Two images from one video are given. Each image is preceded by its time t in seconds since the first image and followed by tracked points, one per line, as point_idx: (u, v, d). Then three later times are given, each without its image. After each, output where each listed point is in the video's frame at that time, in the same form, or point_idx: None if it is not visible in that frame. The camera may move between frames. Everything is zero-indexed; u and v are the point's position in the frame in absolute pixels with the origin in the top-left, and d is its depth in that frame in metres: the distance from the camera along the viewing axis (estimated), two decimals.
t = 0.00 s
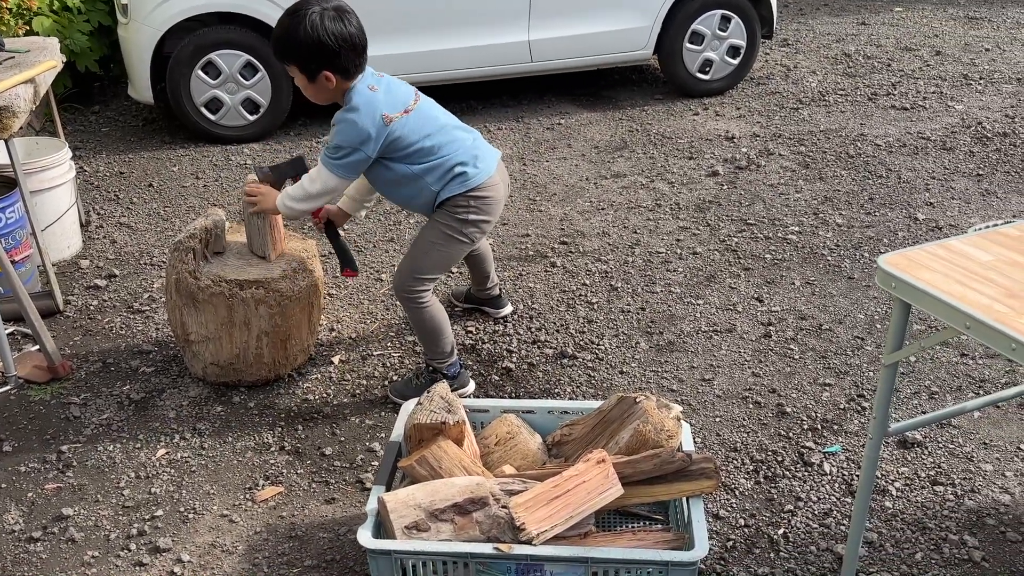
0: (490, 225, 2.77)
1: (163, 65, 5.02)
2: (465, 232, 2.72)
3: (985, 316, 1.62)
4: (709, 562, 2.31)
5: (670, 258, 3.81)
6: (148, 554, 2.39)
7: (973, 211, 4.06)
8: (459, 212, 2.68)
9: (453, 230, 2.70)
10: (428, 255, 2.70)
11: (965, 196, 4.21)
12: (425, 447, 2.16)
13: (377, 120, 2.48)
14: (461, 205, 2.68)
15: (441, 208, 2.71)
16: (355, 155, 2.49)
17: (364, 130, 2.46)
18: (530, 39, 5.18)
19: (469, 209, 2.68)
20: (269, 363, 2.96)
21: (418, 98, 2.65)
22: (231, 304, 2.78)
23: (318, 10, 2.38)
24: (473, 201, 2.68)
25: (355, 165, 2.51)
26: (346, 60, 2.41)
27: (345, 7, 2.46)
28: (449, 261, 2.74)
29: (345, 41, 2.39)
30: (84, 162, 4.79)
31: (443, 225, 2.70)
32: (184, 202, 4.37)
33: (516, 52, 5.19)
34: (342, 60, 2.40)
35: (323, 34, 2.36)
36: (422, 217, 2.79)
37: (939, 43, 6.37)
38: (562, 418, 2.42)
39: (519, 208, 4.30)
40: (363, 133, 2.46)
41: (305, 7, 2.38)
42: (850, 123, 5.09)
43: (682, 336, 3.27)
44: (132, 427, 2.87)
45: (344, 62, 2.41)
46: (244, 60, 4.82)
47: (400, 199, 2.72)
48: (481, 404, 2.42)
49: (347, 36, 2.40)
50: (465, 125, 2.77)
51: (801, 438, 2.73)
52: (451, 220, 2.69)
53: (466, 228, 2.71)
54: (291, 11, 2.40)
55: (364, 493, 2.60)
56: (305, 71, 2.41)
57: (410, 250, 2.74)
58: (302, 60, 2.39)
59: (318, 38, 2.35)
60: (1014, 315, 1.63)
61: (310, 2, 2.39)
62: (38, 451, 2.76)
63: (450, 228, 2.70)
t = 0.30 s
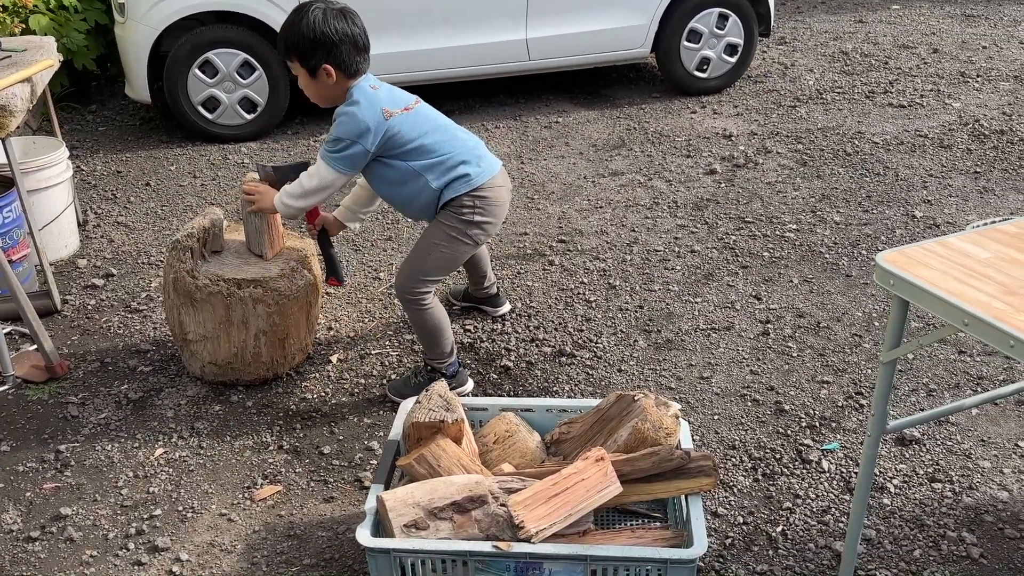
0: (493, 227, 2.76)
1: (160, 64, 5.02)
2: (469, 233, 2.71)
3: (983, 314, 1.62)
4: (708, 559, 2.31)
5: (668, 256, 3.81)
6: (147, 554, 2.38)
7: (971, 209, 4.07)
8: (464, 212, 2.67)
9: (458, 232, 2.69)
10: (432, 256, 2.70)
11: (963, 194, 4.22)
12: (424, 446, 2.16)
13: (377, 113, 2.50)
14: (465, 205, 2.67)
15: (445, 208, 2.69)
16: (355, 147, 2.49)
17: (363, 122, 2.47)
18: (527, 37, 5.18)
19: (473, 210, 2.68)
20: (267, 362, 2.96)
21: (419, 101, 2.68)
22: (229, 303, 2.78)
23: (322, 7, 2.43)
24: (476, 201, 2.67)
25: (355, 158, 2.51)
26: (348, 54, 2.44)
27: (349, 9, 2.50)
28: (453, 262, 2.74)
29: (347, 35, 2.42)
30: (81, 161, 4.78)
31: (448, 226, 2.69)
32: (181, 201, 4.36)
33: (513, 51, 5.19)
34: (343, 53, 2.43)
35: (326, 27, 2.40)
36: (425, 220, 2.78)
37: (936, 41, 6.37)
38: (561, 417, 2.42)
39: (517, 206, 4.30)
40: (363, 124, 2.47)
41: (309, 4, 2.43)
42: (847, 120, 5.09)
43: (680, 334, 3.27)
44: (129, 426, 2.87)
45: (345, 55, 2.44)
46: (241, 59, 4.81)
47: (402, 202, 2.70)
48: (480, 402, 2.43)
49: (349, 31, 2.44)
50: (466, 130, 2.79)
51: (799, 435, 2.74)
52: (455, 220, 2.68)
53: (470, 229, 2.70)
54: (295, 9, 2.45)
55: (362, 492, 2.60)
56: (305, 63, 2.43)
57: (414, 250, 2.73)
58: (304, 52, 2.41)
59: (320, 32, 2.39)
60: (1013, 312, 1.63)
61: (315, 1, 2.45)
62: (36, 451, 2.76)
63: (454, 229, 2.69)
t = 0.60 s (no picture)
0: (494, 231, 2.76)
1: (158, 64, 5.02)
2: (470, 236, 2.71)
3: (978, 314, 1.62)
4: (704, 558, 2.31)
5: (666, 256, 3.82)
6: (144, 554, 2.39)
7: (967, 208, 4.07)
8: (464, 215, 2.67)
9: (458, 235, 2.69)
10: (433, 259, 2.70)
11: (959, 194, 4.22)
12: (420, 446, 2.16)
13: (377, 117, 2.51)
14: (465, 208, 2.67)
15: (445, 212, 2.69)
16: (353, 149, 2.50)
17: (362, 124, 2.48)
18: (525, 37, 5.18)
19: (474, 213, 2.68)
20: (265, 363, 2.96)
21: (421, 106, 2.69)
22: (226, 304, 2.78)
23: (330, 9, 2.46)
24: (477, 204, 2.67)
25: (353, 160, 2.52)
26: (352, 57, 2.47)
27: (358, 13, 2.53)
28: (453, 266, 2.74)
29: (352, 38, 2.45)
30: (78, 162, 4.78)
31: (449, 229, 2.69)
32: (178, 201, 4.36)
33: (511, 51, 5.20)
34: (348, 55, 2.46)
35: (333, 28, 2.43)
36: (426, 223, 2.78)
37: (933, 41, 6.38)
38: (558, 416, 2.42)
39: (514, 206, 4.30)
40: (362, 126, 2.48)
41: (318, 5, 2.46)
42: (844, 120, 5.09)
43: (677, 334, 3.28)
44: (127, 427, 2.87)
45: (349, 58, 2.47)
46: (239, 59, 4.81)
47: (402, 205, 2.71)
48: (477, 402, 2.43)
49: (356, 35, 2.46)
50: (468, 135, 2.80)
51: (795, 435, 2.74)
52: (456, 224, 2.68)
53: (471, 233, 2.70)
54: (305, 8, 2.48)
55: (360, 492, 2.60)
56: (309, 62, 2.45)
57: (414, 253, 2.73)
58: (309, 51, 2.44)
59: (326, 32, 2.42)
60: (1007, 312, 1.64)
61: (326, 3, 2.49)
62: (33, 451, 2.75)
63: (454, 233, 2.69)
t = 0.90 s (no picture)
0: (491, 228, 2.77)
1: (157, 65, 5.02)
2: (466, 234, 2.72)
3: (973, 315, 1.63)
4: (701, 558, 2.32)
5: (663, 257, 3.82)
6: (142, 555, 2.39)
7: (964, 209, 4.08)
8: (460, 214, 2.68)
9: (455, 233, 2.70)
10: (428, 257, 2.71)
11: (957, 194, 4.23)
12: (417, 446, 2.17)
13: (375, 116, 2.50)
14: (462, 208, 2.68)
15: (442, 209, 2.71)
16: (350, 149, 2.51)
17: (360, 125, 2.48)
18: (523, 38, 5.19)
19: (471, 213, 2.69)
20: (263, 363, 2.96)
21: (420, 99, 2.67)
22: (225, 305, 2.79)
23: None
24: (474, 203, 2.68)
25: (350, 160, 2.53)
26: (349, 47, 2.47)
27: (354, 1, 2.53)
28: (450, 264, 2.75)
29: (348, 28, 2.45)
30: (77, 163, 4.78)
31: (445, 227, 2.70)
32: (177, 202, 4.37)
33: (510, 52, 5.20)
34: (344, 46, 2.46)
35: (328, 19, 2.44)
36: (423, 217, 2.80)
37: (931, 42, 6.39)
38: (556, 417, 2.43)
39: (512, 207, 4.30)
40: (359, 127, 2.48)
41: None
42: (842, 121, 5.10)
43: (675, 335, 3.28)
44: (125, 427, 2.87)
45: (346, 48, 2.47)
46: (237, 60, 4.82)
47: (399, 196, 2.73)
48: (475, 403, 2.43)
49: (351, 24, 2.47)
50: (467, 128, 2.79)
51: (792, 435, 2.75)
52: (451, 222, 2.69)
53: (467, 231, 2.71)
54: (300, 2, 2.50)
55: (358, 492, 2.61)
56: (307, 55, 2.47)
57: (410, 250, 2.74)
58: (305, 44, 2.45)
59: (320, 23, 2.43)
60: (1002, 313, 1.64)
61: None
62: (32, 452, 2.76)
63: (450, 231, 2.70)
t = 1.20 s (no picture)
0: (495, 226, 2.78)
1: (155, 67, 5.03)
2: (470, 232, 2.72)
3: (966, 316, 1.64)
4: (697, 559, 2.32)
5: (661, 258, 3.83)
6: (140, 556, 2.40)
7: (961, 211, 4.09)
8: (465, 212, 2.69)
9: (459, 230, 2.71)
10: (432, 254, 2.72)
11: (954, 196, 4.24)
12: (414, 448, 2.17)
13: (379, 119, 2.51)
14: (466, 206, 2.69)
15: (446, 207, 2.72)
16: (356, 153, 2.52)
17: (365, 129, 2.49)
18: (521, 40, 5.20)
19: (475, 210, 2.70)
20: (261, 365, 2.97)
21: (423, 98, 2.68)
22: (222, 307, 2.79)
23: (326, 5, 2.46)
24: (478, 201, 2.69)
25: (356, 164, 2.54)
26: (354, 52, 2.48)
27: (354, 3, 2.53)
28: (454, 261, 2.75)
29: (352, 33, 2.46)
30: (76, 165, 4.79)
31: (449, 225, 2.71)
32: (175, 204, 4.37)
33: (508, 54, 5.21)
34: (350, 51, 2.47)
35: (331, 25, 2.44)
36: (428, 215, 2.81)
37: (928, 44, 6.40)
38: (552, 419, 2.44)
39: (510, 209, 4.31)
40: (364, 131, 2.49)
41: (314, 2, 2.47)
42: (840, 123, 5.11)
43: (672, 336, 3.29)
44: (123, 429, 2.88)
45: (352, 53, 2.48)
46: (236, 62, 4.83)
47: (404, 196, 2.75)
48: (472, 404, 2.44)
49: (355, 28, 2.47)
50: (470, 126, 2.79)
51: (788, 436, 2.75)
52: (456, 219, 2.70)
53: (472, 229, 2.72)
54: (301, 7, 2.49)
55: (355, 494, 2.61)
56: (312, 62, 2.48)
57: (414, 248, 2.75)
58: (311, 51, 2.46)
59: (325, 30, 2.43)
60: (995, 314, 1.65)
61: None
62: (30, 453, 2.77)
63: (454, 228, 2.70)
